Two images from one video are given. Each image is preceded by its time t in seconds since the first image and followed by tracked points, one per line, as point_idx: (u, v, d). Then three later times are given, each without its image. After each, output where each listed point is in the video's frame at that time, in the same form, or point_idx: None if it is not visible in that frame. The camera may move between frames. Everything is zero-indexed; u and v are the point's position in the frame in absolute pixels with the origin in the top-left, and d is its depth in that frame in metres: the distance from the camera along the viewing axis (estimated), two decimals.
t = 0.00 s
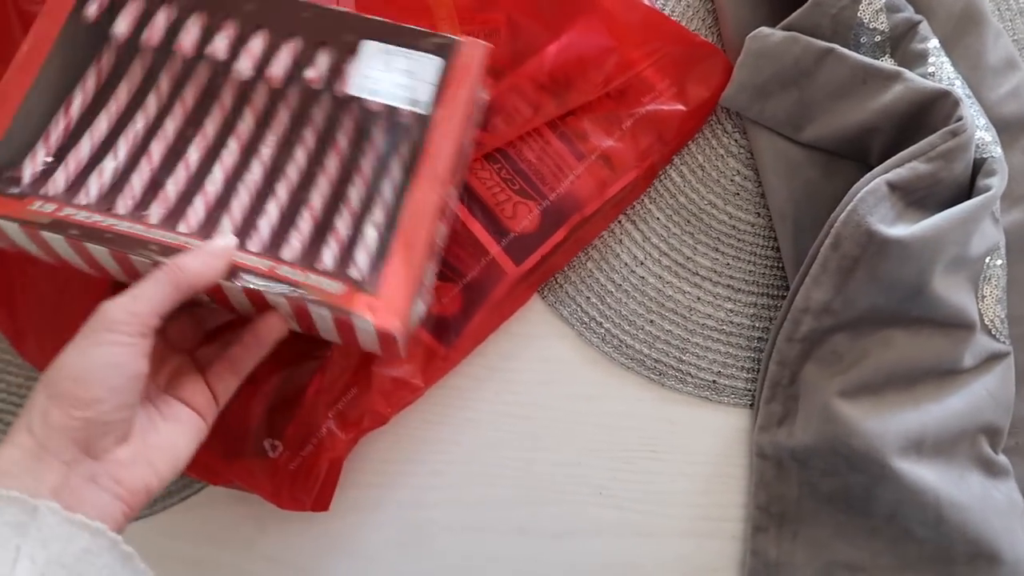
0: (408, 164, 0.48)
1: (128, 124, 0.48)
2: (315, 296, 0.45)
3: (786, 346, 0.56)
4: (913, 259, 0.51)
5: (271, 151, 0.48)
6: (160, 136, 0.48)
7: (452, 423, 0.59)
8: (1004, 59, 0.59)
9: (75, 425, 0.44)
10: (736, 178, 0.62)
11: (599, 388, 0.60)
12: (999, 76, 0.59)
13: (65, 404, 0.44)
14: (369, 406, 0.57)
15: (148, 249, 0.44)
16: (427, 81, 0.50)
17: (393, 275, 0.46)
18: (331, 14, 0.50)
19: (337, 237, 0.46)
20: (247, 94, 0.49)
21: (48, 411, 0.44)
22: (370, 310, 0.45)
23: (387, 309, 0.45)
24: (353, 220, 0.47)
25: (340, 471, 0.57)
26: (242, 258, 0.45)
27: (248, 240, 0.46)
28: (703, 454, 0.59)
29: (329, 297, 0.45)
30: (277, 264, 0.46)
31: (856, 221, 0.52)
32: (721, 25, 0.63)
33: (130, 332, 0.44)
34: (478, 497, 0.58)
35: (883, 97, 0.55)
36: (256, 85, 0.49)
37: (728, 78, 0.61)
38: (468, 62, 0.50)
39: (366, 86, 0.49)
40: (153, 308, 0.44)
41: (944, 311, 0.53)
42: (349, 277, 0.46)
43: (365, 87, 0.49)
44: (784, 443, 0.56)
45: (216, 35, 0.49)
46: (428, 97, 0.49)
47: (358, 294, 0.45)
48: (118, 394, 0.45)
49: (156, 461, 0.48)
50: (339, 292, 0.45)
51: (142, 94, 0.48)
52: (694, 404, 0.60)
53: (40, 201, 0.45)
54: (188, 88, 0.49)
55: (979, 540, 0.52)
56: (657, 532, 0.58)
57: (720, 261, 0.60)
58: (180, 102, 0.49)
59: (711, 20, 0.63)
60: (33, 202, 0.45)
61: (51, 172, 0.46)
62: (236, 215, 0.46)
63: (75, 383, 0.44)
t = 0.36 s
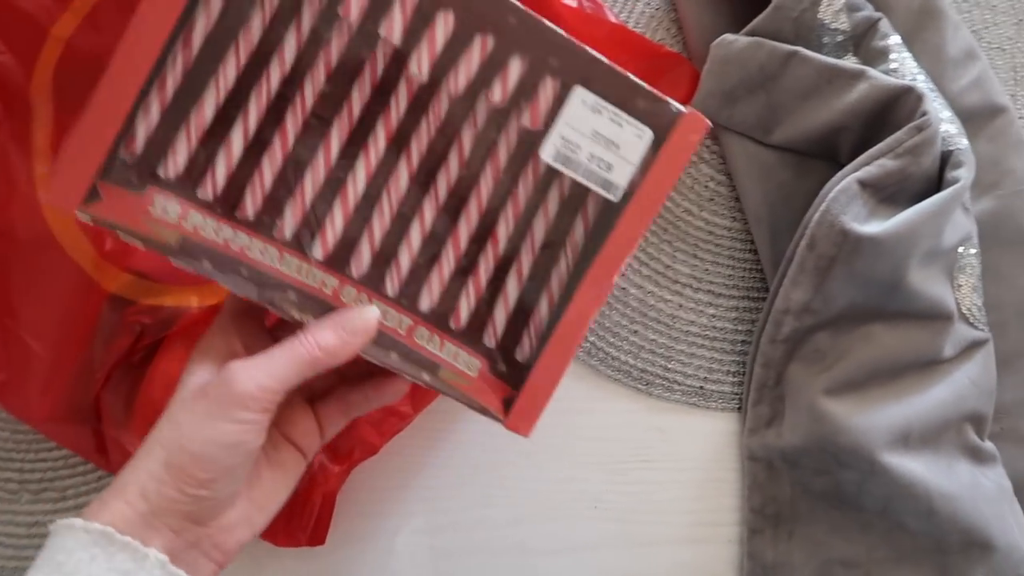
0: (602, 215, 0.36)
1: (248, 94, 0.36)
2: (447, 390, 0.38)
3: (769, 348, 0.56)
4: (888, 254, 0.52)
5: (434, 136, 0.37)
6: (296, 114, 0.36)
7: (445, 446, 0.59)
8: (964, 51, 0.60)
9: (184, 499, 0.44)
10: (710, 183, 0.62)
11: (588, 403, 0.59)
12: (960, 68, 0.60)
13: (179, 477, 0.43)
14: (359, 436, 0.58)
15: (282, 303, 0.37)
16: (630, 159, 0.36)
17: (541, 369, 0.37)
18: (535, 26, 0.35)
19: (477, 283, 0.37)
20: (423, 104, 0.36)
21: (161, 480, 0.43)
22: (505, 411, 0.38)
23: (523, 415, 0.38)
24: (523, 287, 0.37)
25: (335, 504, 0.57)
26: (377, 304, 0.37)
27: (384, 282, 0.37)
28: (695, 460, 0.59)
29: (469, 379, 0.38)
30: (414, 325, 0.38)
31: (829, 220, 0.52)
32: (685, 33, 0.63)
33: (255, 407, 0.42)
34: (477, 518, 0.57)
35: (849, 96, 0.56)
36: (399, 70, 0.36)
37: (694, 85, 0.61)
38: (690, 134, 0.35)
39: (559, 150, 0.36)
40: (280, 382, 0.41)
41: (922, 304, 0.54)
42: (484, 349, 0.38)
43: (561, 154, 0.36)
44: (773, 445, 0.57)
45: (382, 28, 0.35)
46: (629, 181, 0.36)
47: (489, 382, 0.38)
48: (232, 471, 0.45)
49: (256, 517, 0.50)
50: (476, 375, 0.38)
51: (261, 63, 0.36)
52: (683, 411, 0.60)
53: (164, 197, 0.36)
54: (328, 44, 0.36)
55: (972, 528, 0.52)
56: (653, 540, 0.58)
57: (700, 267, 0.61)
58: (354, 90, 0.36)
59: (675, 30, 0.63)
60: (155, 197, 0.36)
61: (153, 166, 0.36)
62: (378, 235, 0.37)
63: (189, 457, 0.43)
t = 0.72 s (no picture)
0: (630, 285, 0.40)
1: (285, 206, 0.39)
2: (498, 461, 0.42)
3: (732, 356, 0.56)
4: (840, 258, 0.52)
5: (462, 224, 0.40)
6: (331, 226, 0.39)
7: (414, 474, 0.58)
8: (903, 52, 0.62)
9: (227, 549, 0.45)
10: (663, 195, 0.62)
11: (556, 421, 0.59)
12: (899, 69, 0.61)
13: (225, 527, 0.44)
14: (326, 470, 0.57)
15: (337, 400, 0.42)
16: (657, 237, 0.39)
17: (585, 434, 0.42)
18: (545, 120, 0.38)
19: (521, 352, 0.42)
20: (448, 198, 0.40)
21: (209, 528, 0.44)
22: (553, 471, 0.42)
23: (572, 477, 0.42)
24: (563, 355, 0.42)
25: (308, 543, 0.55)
26: (427, 386, 0.41)
27: (432, 360, 0.41)
28: (666, 472, 0.59)
29: (519, 447, 0.42)
30: (463, 401, 0.42)
31: (782, 227, 0.53)
32: (630, 47, 0.63)
33: (308, 470, 0.45)
34: (451, 546, 0.57)
35: (793, 103, 0.56)
36: (421, 166, 0.39)
37: (642, 101, 0.61)
38: (717, 203, 0.38)
39: (584, 237, 0.39)
40: (333, 453, 0.44)
41: (878, 305, 0.54)
42: (534, 416, 0.42)
43: (587, 240, 0.39)
44: (742, 452, 0.57)
45: (404, 143, 0.38)
46: (657, 257, 0.39)
47: (539, 448, 0.42)
48: (275, 526, 0.45)
49: None
50: (525, 441, 0.42)
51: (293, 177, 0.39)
52: (652, 424, 0.59)
53: (223, 314, 0.40)
54: (355, 153, 0.39)
55: (940, 524, 0.53)
56: (630, 556, 0.58)
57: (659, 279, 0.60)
58: (381, 198, 0.39)
59: (620, 45, 0.64)
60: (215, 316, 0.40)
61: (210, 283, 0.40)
62: (421, 325, 0.41)
63: (236, 509, 0.44)
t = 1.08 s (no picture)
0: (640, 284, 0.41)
1: (308, 233, 0.43)
2: (527, 459, 0.41)
3: (724, 360, 0.56)
4: (832, 260, 0.52)
5: (471, 244, 0.43)
6: (348, 255, 0.42)
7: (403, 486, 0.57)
8: (890, 49, 0.61)
9: (258, 562, 0.43)
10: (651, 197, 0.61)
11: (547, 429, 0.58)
12: (887, 66, 0.61)
13: (255, 540, 0.42)
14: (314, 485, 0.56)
15: (360, 405, 0.41)
16: (651, 208, 0.40)
17: (612, 427, 0.41)
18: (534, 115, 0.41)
19: (537, 366, 0.42)
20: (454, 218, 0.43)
21: (239, 542, 0.43)
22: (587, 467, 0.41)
23: (604, 470, 0.41)
24: (581, 364, 0.42)
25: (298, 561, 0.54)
26: (449, 390, 0.42)
27: (452, 372, 0.42)
28: (660, 478, 0.58)
29: (548, 445, 0.41)
30: (485, 404, 0.42)
31: (771, 229, 0.52)
32: (615, 48, 0.62)
33: (338, 477, 0.44)
34: (443, 557, 0.56)
35: (780, 103, 0.55)
36: (429, 180, 0.42)
37: (628, 101, 0.60)
38: (703, 173, 0.40)
39: (582, 215, 0.41)
40: (360, 459, 0.43)
41: (871, 306, 0.54)
42: (560, 415, 0.42)
43: (585, 217, 0.41)
44: (735, 457, 0.56)
45: (409, 159, 0.42)
46: (655, 228, 0.41)
47: (568, 446, 0.41)
48: (306, 537, 0.44)
49: None
50: (554, 438, 0.41)
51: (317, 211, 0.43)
52: (643, 430, 0.59)
53: (248, 332, 0.41)
54: (368, 185, 0.42)
55: (936, 526, 0.52)
56: (624, 563, 0.57)
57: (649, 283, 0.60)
58: (391, 233, 0.42)
59: (605, 46, 0.63)
60: (242, 334, 0.42)
61: (237, 309, 0.42)
62: (438, 339, 0.42)
63: (265, 521, 0.42)
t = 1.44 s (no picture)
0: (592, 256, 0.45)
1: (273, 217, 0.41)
2: (516, 431, 0.43)
3: (726, 357, 0.55)
4: (837, 256, 0.51)
5: (436, 223, 0.44)
6: (317, 240, 0.42)
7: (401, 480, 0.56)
8: (898, 41, 0.60)
9: (285, 558, 0.41)
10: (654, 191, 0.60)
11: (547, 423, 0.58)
12: (895, 58, 0.60)
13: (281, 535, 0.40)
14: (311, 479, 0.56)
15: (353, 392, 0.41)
16: (615, 189, 0.44)
17: (587, 393, 0.44)
18: (508, 101, 0.43)
19: (508, 340, 0.44)
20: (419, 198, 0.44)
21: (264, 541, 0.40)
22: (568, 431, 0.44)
23: (585, 433, 0.44)
24: (547, 335, 0.45)
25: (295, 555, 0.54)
26: (433, 371, 0.42)
27: (431, 352, 0.43)
28: (660, 473, 0.58)
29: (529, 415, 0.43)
30: (468, 381, 0.43)
31: (776, 225, 0.51)
32: (618, 38, 0.62)
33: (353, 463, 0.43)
34: (443, 550, 0.55)
35: (786, 96, 0.55)
36: (403, 161, 0.43)
37: (631, 97, 0.60)
38: (655, 155, 0.44)
39: (556, 196, 0.43)
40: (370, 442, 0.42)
41: (876, 302, 0.53)
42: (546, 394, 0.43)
43: (559, 198, 0.43)
44: (736, 454, 0.56)
45: (385, 141, 0.42)
46: (618, 208, 0.44)
47: (548, 414, 0.44)
48: (327, 528, 0.43)
49: None
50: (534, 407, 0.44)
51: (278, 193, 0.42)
52: (644, 425, 0.58)
53: (225, 327, 0.39)
54: (331, 167, 0.42)
55: (938, 525, 0.52)
56: (623, 559, 0.57)
57: (652, 277, 0.59)
58: (358, 217, 0.42)
59: (608, 36, 0.62)
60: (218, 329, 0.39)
61: (205, 302, 0.39)
62: (413, 320, 0.42)
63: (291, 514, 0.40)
